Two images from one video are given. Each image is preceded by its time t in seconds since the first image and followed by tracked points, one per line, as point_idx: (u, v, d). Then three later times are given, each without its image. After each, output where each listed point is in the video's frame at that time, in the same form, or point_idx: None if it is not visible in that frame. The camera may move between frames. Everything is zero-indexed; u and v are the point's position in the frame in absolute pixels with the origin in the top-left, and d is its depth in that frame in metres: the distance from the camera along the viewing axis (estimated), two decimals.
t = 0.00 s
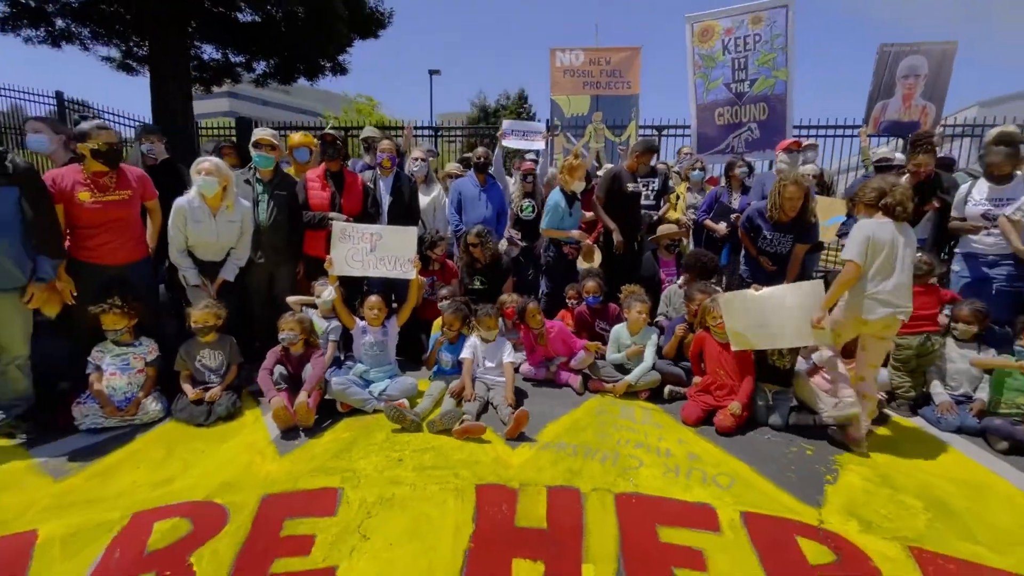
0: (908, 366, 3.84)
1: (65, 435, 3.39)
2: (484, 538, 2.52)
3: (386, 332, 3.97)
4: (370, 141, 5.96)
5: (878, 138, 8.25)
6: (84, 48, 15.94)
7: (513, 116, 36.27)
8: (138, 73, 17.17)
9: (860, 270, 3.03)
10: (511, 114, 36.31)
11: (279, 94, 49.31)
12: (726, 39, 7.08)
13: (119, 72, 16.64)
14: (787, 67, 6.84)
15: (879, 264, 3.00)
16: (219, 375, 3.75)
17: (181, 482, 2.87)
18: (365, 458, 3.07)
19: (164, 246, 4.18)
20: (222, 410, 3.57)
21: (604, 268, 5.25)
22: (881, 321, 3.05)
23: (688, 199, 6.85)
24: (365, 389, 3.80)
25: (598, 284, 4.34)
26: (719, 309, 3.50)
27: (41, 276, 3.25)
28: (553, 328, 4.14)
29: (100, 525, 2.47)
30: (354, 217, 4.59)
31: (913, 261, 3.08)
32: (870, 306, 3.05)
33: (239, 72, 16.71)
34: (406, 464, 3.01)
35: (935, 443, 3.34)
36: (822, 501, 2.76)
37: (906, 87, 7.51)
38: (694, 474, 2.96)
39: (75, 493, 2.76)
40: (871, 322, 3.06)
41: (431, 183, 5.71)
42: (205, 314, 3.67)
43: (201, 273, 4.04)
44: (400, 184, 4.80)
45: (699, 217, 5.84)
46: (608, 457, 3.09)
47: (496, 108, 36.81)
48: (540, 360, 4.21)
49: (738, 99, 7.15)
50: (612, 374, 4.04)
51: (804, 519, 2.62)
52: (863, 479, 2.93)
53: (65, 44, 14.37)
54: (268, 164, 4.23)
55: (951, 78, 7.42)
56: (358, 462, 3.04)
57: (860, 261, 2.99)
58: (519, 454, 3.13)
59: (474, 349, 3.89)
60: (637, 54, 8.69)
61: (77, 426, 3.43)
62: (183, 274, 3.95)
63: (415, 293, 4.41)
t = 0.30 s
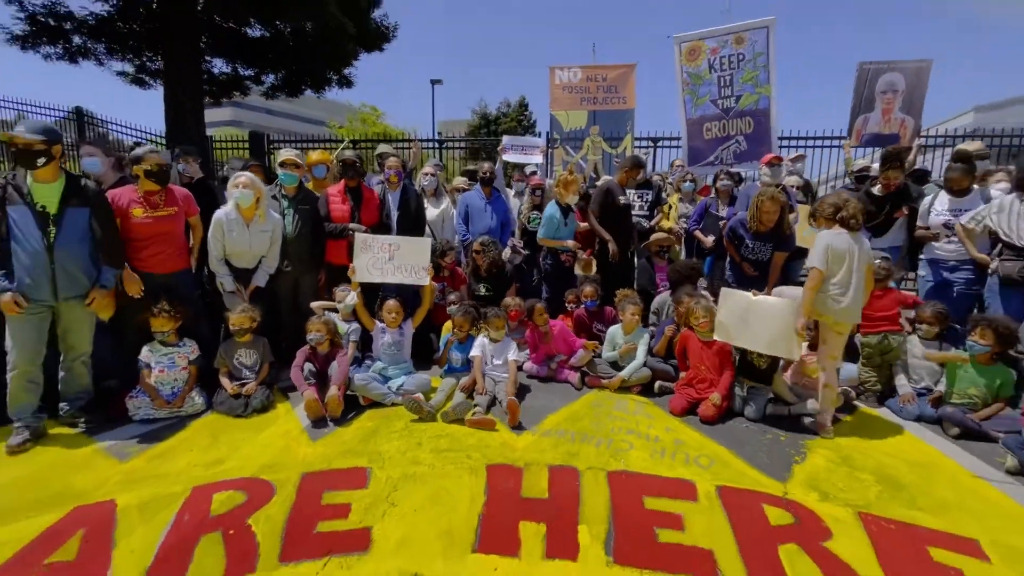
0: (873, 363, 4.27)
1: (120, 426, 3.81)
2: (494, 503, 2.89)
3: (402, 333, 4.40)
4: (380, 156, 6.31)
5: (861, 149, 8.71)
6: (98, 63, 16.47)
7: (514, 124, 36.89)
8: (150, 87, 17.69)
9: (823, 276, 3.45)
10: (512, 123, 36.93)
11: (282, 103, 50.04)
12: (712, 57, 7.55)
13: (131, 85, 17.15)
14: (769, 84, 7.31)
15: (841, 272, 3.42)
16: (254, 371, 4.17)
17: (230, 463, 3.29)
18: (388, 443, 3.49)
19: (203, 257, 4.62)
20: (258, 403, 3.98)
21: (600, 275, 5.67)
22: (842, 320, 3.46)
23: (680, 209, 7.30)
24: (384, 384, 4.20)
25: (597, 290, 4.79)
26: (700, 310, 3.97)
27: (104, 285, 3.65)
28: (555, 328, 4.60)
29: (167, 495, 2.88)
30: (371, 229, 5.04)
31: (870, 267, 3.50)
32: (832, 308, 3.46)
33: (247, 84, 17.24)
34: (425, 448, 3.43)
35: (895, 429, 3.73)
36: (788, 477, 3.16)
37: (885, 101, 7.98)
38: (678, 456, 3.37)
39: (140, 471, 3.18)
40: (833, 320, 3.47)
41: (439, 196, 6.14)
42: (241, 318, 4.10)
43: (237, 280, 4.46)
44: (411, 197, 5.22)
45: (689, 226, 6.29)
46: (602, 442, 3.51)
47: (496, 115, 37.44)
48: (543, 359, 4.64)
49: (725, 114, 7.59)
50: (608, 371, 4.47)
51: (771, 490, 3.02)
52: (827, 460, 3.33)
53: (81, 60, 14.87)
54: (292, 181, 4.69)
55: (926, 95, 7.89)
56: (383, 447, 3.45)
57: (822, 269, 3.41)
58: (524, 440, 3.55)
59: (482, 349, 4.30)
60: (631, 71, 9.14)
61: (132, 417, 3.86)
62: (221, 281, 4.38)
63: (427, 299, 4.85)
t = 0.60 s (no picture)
0: (842, 361, 4.72)
1: (158, 420, 4.21)
2: (497, 476, 3.27)
3: (412, 335, 4.81)
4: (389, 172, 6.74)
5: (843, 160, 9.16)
6: (107, 76, 16.89)
7: (511, 131, 37.50)
8: (156, 97, 18.13)
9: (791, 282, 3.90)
10: (509, 130, 37.54)
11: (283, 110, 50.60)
12: (702, 74, 8.01)
13: (138, 96, 17.59)
14: (756, 99, 7.76)
15: (809, 277, 3.86)
16: (278, 370, 4.58)
17: (262, 450, 3.69)
18: (402, 433, 3.90)
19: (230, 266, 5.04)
20: (282, 399, 4.39)
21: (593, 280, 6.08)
22: (804, 320, 3.94)
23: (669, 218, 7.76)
24: (396, 381, 4.62)
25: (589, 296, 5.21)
26: (684, 312, 4.37)
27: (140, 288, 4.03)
28: (553, 329, 5.07)
29: (211, 476, 3.28)
30: (382, 240, 5.48)
31: (828, 274, 3.99)
32: (798, 310, 3.93)
33: (252, 95, 17.71)
34: (435, 437, 3.85)
35: (856, 418, 4.16)
36: (757, 459, 3.57)
37: (863, 116, 8.42)
38: (661, 442, 3.78)
39: (183, 458, 3.58)
40: (797, 321, 3.94)
41: (443, 208, 6.59)
42: (266, 322, 4.51)
43: (259, 286, 4.86)
44: (416, 208, 5.58)
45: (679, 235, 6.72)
46: (594, 430, 3.93)
47: (495, 122, 38.02)
48: (543, 357, 5.08)
49: (714, 127, 8.03)
50: (601, 369, 4.89)
51: (741, 469, 3.42)
52: (794, 445, 3.75)
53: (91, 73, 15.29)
54: (310, 197, 5.10)
55: (902, 109, 8.32)
56: (398, 436, 3.86)
57: (793, 275, 3.84)
58: (523, 429, 3.97)
59: (484, 350, 4.71)
60: (624, 85, 9.59)
61: (168, 411, 4.26)
62: (246, 287, 4.77)
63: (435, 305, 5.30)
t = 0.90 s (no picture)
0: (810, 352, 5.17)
1: (183, 408, 4.62)
2: (493, 452, 3.67)
3: (413, 331, 5.23)
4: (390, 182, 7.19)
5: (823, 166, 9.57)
6: (111, 83, 17.28)
7: (507, 135, 38.00)
8: (159, 104, 18.51)
9: (743, 278, 4.50)
10: (505, 134, 38.03)
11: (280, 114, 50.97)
12: (691, 85, 8.47)
13: (141, 103, 17.99)
14: (742, 110, 8.24)
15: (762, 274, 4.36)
16: (290, 363, 4.98)
17: (282, 433, 4.11)
18: (407, 417, 4.33)
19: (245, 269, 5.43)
20: (296, 390, 4.80)
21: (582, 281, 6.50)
22: (757, 313, 4.52)
23: (655, 222, 8.24)
24: (400, 373, 5.04)
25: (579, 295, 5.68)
26: (661, 309, 4.68)
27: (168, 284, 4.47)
28: (545, 326, 5.55)
29: (239, 453, 3.70)
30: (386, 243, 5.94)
31: (777, 273, 4.56)
32: (750, 303, 4.51)
33: (253, 101, 18.14)
34: (437, 420, 4.27)
35: (817, 404, 4.61)
36: (724, 438, 4.01)
37: (840, 125, 8.79)
38: (639, 425, 4.22)
39: (212, 439, 4.00)
40: (750, 313, 4.53)
41: (442, 213, 7.05)
42: (280, 319, 4.94)
43: (274, 286, 5.26)
44: (417, 215, 6.03)
45: (665, 238, 7.20)
46: (580, 416, 4.37)
47: (491, 126, 38.52)
48: (535, 351, 5.53)
49: (701, 136, 8.50)
50: (587, 360, 5.34)
51: (709, 446, 3.86)
52: (759, 427, 4.20)
53: (95, 80, 15.67)
54: (319, 204, 5.51)
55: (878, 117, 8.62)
56: (404, 420, 4.29)
57: (744, 272, 4.45)
58: (517, 415, 4.41)
59: (482, 345, 5.17)
60: (614, 96, 10.08)
61: (192, 401, 4.68)
62: (261, 287, 5.17)
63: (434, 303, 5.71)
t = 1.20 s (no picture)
0: (784, 340, 5.77)
1: (203, 395, 5.03)
2: (488, 431, 4.10)
3: (413, 325, 5.67)
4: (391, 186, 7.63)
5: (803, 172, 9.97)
6: (112, 87, 17.58)
7: (502, 137, 38.49)
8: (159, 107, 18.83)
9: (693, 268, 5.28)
10: (500, 136, 38.51)
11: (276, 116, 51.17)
12: (678, 93, 8.92)
13: (142, 107, 18.31)
14: (725, 118, 8.69)
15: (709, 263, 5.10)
16: (300, 354, 5.39)
17: (297, 416, 4.52)
18: (409, 402, 4.76)
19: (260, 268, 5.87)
20: (306, 378, 5.22)
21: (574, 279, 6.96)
22: (706, 297, 5.28)
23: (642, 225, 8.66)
24: (402, 364, 5.47)
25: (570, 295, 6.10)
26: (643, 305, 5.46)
27: (192, 282, 4.91)
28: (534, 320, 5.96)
29: (260, 433, 4.11)
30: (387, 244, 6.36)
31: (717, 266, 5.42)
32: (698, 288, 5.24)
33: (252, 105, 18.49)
34: (437, 404, 4.71)
35: (782, 390, 5.09)
36: (695, 419, 4.46)
37: (817, 132, 9.26)
38: (620, 408, 4.66)
39: (233, 421, 4.41)
40: (700, 297, 5.26)
41: (440, 216, 7.36)
42: (291, 314, 5.36)
43: (283, 284, 5.62)
44: (417, 218, 6.41)
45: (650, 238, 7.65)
46: (567, 400, 4.81)
47: (486, 128, 38.96)
48: (527, 344, 5.97)
49: (687, 142, 8.95)
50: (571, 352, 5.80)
51: (681, 425, 4.30)
52: (727, 409, 4.65)
53: (97, 84, 15.98)
54: (325, 208, 5.94)
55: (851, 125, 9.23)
56: (406, 404, 4.71)
57: (693, 261, 5.23)
58: (510, 400, 4.85)
59: (477, 338, 5.60)
60: (604, 103, 10.55)
61: (211, 389, 5.08)
62: (271, 285, 5.53)
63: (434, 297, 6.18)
